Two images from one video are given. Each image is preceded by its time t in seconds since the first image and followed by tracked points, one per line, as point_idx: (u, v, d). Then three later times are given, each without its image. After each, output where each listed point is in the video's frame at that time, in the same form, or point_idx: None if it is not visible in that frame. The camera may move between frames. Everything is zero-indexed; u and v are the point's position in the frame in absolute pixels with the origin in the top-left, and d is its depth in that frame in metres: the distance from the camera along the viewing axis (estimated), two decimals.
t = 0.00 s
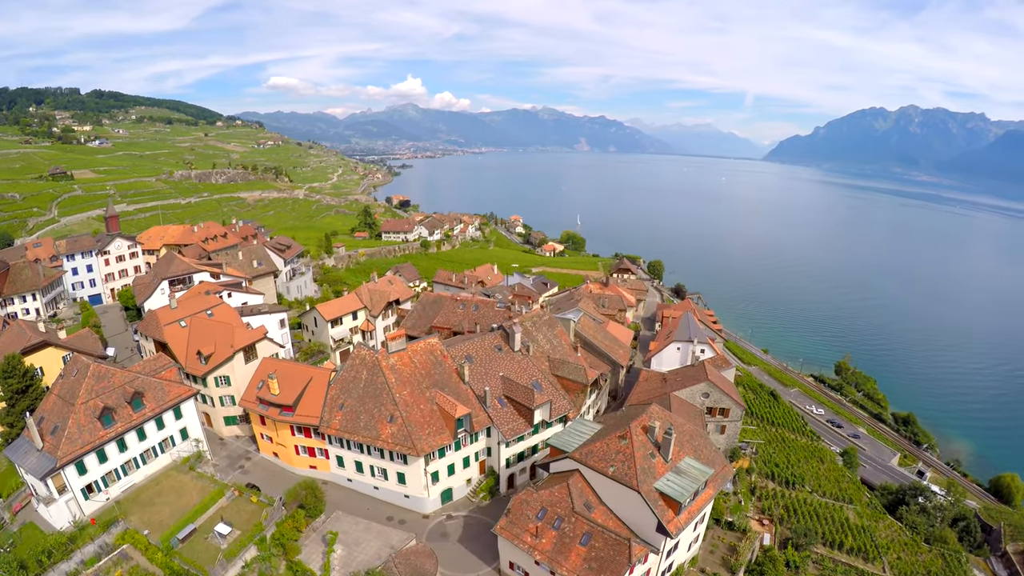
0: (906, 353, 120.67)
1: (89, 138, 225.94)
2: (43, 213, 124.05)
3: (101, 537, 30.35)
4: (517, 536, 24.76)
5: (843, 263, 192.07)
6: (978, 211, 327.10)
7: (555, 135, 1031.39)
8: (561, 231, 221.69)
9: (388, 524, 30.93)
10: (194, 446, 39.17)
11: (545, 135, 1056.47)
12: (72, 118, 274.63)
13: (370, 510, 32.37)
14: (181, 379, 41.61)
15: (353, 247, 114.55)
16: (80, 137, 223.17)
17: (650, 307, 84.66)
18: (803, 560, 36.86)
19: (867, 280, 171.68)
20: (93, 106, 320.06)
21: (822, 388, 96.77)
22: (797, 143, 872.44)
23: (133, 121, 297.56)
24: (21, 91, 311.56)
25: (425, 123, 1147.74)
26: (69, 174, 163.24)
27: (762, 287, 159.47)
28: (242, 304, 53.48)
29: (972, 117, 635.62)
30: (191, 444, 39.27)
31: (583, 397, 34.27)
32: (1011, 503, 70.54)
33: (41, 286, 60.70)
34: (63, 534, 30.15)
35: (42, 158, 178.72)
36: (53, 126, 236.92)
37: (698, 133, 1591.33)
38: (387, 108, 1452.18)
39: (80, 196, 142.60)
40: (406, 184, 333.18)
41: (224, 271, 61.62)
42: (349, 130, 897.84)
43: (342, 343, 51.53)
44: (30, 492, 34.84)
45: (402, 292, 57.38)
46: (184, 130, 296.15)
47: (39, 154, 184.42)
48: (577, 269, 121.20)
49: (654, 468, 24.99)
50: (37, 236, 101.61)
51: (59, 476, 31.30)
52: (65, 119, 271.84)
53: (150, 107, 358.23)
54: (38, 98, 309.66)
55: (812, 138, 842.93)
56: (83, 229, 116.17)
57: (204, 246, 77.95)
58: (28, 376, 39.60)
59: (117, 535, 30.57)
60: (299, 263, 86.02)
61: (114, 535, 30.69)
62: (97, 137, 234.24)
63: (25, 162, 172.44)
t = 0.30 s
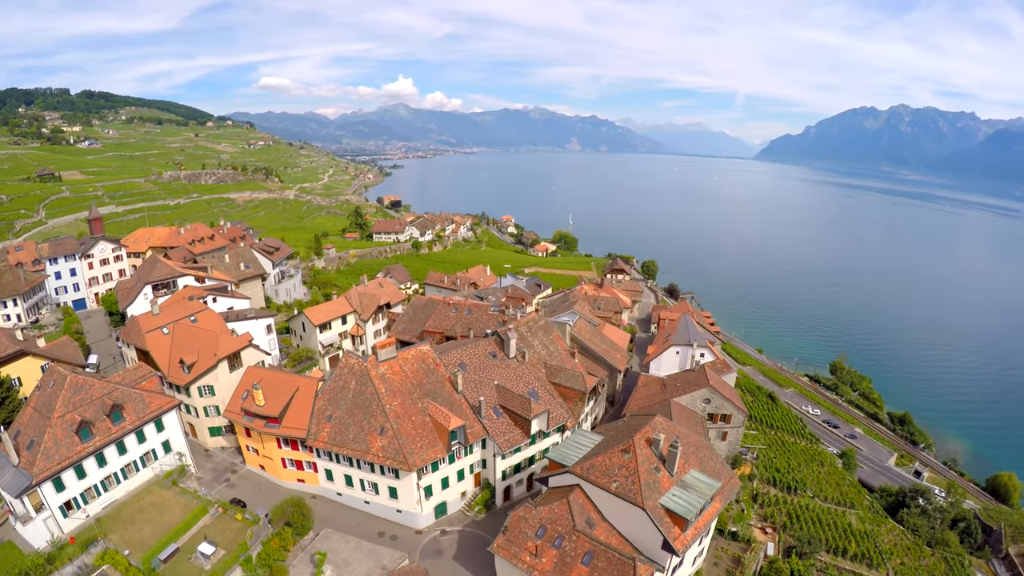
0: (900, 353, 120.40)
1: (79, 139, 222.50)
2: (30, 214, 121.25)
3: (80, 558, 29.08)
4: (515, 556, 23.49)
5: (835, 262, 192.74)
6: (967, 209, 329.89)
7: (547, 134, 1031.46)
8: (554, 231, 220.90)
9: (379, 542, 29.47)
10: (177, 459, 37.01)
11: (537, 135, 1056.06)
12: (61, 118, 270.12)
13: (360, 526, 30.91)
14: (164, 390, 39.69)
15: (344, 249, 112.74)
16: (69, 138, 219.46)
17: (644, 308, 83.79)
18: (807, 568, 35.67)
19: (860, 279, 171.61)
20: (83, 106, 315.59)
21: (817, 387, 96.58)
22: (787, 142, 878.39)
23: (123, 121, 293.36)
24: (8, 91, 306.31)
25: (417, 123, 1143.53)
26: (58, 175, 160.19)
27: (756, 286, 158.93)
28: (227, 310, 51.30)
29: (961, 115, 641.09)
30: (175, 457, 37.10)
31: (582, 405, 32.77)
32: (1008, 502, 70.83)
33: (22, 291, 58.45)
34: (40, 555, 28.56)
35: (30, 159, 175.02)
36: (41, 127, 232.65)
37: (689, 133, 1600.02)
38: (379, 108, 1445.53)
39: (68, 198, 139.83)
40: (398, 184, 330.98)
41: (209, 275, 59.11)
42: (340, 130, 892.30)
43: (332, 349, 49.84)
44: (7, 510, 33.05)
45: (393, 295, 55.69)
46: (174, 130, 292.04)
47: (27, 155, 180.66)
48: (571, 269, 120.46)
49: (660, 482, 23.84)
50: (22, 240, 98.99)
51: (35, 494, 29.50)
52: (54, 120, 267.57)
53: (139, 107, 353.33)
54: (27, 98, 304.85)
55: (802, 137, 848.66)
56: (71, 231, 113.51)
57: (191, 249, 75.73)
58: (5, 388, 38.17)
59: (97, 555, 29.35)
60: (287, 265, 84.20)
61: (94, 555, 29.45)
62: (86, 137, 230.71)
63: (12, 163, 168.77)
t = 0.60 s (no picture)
0: (895, 351, 120.48)
1: (68, 140, 218.75)
2: (17, 217, 118.17)
3: None
4: None
5: (828, 260, 193.35)
6: (956, 207, 332.97)
7: (539, 134, 1031.68)
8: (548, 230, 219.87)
9: (372, 560, 27.94)
10: (160, 474, 35.23)
11: (529, 135, 1055.52)
12: (51, 119, 265.46)
13: (351, 543, 29.36)
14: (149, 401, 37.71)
15: (335, 250, 110.77)
16: (58, 139, 215.44)
17: (640, 309, 82.83)
18: None
19: (854, 278, 171.82)
20: (74, 107, 310.51)
21: (813, 387, 96.25)
22: (778, 142, 884.29)
23: (113, 122, 288.85)
24: None
25: (409, 123, 1138.55)
26: (45, 176, 156.93)
27: (750, 285, 158.45)
28: (213, 314, 48.83)
29: (949, 114, 647.57)
30: (157, 471, 35.37)
31: (581, 414, 31.59)
32: (1007, 501, 71.29)
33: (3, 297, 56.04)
34: None
35: (18, 161, 171.24)
36: (30, 128, 228.54)
37: (681, 133, 1607.87)
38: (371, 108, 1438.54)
39: (56, 200, 136.92)
40: (390, 184, 328.64)
41: (195, 278, 56.46)
42: (331, 130, 886.27)
43: (321, 354, 48.06)
44: None
45: (384, 298, 53.85)
46: (164, 131, 287.96)
47: (16, 156, 176.88)
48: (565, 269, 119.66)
49: (666, 498, 22.73)
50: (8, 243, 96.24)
51: (11, 513, 27.56)
52: (42, 120, 262.82)
53: (129, 108, 348.08)
54: (17, 100, 300.05)
55: (792, 136, 854.63)
56: (59, 234, 110.55)
57: (178, 252, 73.53)
58: None
59: None
60: (275, 268, 82.33)
61: None
62: (75, 138, 226.66)
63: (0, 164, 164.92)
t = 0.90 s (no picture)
0: (891, 349, 120.67)
1: (58, 140, 215.18)
2: (4, 219, 115.13)
3: None
4: None
5: (822, 259, 193.97)
6: (948, 206, 335.16)
7: (532, 134, 1030.62)
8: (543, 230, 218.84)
9: None
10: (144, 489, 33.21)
11: (523, 134, 1054.65)
12: (39, 120, 260.84)
13: (343, 562, 27.86)
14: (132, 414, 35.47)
15: (326, 251, 108.75)
16: (48, 139, 211.34)
17: (637, 310, 81.78)
18: None
19: (848, 277, 171.83)
20: (64, 107, 305.66)
21: (810, 387, 95.73)
22: (770, 141, 888.35)
23: (104, 122, 284.41)
24: None
25: (402, 123, 1134.18)
26: (34, 177, 153.72)
27: (746, 285, 157.84)
28: (199, 320, 45.91)
29: (940, 113, 652.52)
30: (140, 486, 33.32)
31: (581, 423, 30.41)
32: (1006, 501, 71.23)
33: None
34: None
35: (6, 162, 167.57)
36: (18, 129, 224.16)
37: (673, 133, 1614.01)
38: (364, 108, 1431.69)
39: (44, 201, 133.97)
40: (383, 184, 326.11)
41: (182, 282, 53.20)
42: (324, 130, 880.42)
43: (312, 360, 46.42)
44: None
45: (376, 301, 52.04)
46: (155, 131, 283.99)
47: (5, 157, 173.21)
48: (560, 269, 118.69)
49: (675, 515, 21.75)
50: None
51: None
52: (31, 120, 258.21)
53: (120, 108, 343.10)
54: (6, 100, 295.06)
55: (784, 136, 859.00)
56: (47, 236, 107.68)
57: (166, 254, 71.33)
58: None
59: None
60: (266, 270, 80.45)
61: None
62: (66, 138, 222.79)
63: None
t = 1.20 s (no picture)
0: (887, 348, 120.64)
1: (48, 141, 211.10)
2: None
3: None
4: None
5: (816, 258, 194.50)
6: (939, 205, 337.30)
7: (526, 134, 1029.83)
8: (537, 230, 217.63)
9: None
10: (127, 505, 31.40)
11: (517, 134, 1053.33)
12: (28, 120, 256.36)
13: None
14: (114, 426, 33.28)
15: (318, 252, 106.78)
16: (39, 140, 207.42)
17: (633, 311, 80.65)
18: None
19: (841, 276, 171.98)
20: (54, 107, 300.83)
21: (807, 388, 95.22)
22: (762, 140, 892.26)
23: (94, 122, 280.15)
24: None
25: (395, 123, 1129.62)
26: (23, 178, 150.69)
27: (741, 284, 157.23)
28: (186, 325, 42.83)
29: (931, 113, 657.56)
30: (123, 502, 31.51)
31: (583, 434, 29.22)
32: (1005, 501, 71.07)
33: None
34: None
35: None
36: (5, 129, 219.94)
37: (666, 133, 1619.33)
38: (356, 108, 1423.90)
39: (33, 203, 131.03)
40: (377, 184, 323.67)
41: (167, 286, 49.60)
42: (317, 130, 875.00)
43: (303, 366, 44.64)
44: None
45: (368, 305, 50.25)
46: (145, 131, 280.07)
47: None
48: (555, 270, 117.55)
49: (687, 535, 20.76)
50: None
51: None
52: (21, 121, 253.93)
53: (111, 108, 338.19)
54: None
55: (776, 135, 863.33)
56: (35, 238, 104.97)
57: (154, 256, 68.36)
58: None
59: None
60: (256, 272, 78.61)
61: None
62: (56, 139, 218.94)
63: None
